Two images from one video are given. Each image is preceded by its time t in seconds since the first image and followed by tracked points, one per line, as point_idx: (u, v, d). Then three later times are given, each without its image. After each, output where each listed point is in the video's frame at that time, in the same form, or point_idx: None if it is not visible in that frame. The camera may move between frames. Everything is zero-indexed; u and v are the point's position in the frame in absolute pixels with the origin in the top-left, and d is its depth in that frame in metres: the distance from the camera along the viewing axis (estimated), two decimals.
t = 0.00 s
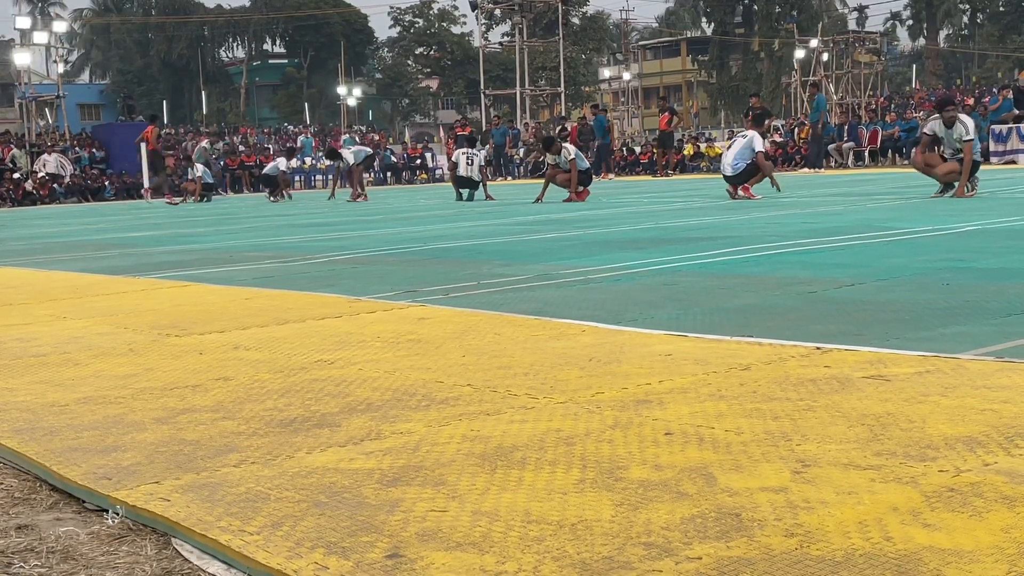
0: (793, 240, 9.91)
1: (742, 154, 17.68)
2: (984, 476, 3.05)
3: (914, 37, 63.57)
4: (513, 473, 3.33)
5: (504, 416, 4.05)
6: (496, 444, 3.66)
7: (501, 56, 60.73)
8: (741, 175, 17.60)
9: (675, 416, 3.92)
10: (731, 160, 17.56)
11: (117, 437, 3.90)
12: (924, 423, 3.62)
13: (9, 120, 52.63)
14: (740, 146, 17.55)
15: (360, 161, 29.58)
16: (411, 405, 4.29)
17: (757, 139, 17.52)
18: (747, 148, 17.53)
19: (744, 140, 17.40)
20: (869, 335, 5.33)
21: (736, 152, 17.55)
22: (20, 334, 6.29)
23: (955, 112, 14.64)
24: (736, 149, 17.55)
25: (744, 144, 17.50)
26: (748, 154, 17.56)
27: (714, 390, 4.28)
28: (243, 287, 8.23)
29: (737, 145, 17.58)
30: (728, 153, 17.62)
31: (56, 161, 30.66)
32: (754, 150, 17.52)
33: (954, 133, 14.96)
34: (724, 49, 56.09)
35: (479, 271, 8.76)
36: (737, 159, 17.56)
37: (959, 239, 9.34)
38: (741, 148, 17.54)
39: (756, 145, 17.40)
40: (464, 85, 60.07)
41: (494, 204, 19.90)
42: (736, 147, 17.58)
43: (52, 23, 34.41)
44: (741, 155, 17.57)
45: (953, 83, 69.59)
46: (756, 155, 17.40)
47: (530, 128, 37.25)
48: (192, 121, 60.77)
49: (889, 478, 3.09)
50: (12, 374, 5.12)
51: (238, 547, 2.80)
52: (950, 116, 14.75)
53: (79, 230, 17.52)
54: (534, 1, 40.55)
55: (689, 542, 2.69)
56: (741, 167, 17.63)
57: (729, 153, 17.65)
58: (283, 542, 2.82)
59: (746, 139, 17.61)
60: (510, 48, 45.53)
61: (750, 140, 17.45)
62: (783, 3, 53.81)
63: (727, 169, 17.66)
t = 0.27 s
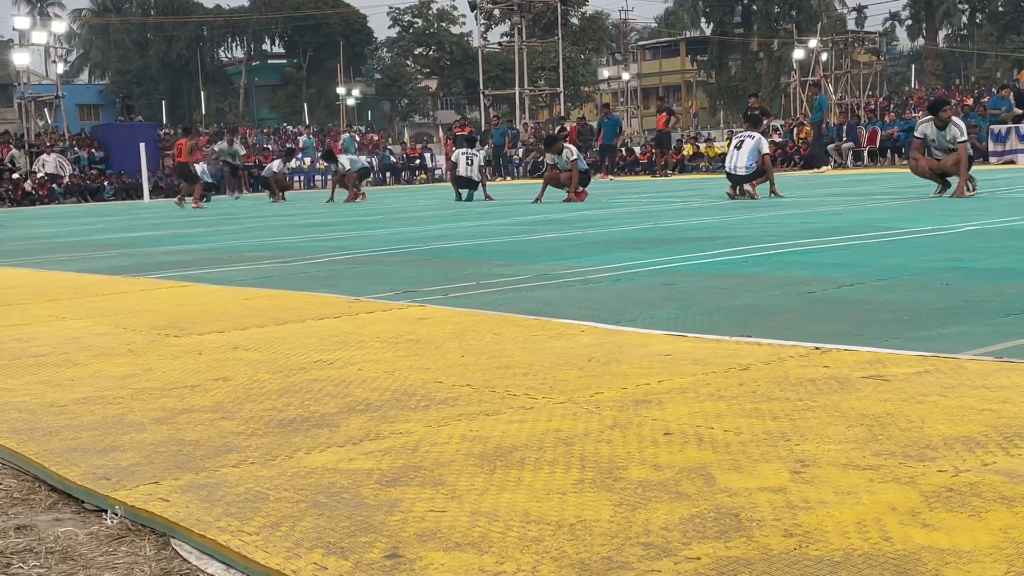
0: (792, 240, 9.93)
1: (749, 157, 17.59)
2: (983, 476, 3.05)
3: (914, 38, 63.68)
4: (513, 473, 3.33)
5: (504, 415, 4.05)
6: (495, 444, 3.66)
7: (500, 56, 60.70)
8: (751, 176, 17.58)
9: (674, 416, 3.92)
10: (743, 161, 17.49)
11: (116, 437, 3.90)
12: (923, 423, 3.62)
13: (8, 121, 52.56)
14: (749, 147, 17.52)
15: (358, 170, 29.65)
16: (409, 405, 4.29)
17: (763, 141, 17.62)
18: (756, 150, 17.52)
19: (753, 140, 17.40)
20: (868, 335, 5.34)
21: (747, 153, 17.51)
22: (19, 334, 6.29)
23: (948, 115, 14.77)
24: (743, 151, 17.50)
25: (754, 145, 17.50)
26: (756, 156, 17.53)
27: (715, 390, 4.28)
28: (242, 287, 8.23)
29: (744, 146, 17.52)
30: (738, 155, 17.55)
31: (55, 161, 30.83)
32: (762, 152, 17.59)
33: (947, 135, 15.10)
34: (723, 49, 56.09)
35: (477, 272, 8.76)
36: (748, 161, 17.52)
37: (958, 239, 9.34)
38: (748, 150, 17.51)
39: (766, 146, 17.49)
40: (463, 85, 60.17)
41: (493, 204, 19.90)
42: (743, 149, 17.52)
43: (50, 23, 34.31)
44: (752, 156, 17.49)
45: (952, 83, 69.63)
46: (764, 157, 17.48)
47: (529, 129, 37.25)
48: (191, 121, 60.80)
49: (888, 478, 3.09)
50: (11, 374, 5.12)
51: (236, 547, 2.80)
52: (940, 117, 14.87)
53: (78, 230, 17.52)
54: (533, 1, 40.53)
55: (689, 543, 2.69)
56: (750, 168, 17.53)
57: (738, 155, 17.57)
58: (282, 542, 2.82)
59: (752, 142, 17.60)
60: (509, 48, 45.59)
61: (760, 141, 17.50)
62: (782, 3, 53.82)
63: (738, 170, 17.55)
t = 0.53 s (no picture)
0: (791, 241, 9.93)
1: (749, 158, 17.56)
2: (982, 477, 3.05)
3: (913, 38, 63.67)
4: (512, 473, 3.34)
5: (503, 416, 4.05)
6: (493, 445, 3.66)
7: (498, 56, 60.74)
8: (751, 175, 17.53)
9: (673, 417, 3.92)
10: (741, 161, 17.49)
11: (115, 437, 3.91)
12: (921, 423, 3.63)
13: (7, 121, 52.56)
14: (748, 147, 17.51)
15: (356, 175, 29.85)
16: (408, 405, 4.29)
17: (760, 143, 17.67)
18: (754, 150, 17.53)
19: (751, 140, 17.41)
20: (868, 335, 5.34)
21: (746, 152, 17.51)
22: (18, 334, 6.30)
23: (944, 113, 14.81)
24: (743, 151, 17.49)
25: (753, 144, 17.53)
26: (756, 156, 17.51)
27: (714, 390, 4.28)
28: (241, 288, 8.23)
29: (743, 146, 17.52)
30: (737, 154, 17.55)
31: (54, 161, 30.97)
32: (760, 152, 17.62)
33: (944, 134, 15.13)
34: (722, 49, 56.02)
35: (477, 273, 8.76)
36: (747, 160, 17.50)
37: (957, 240, 9.36)
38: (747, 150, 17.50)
39: (764, 146, 17.54)
40: (462, 85, 60.14)
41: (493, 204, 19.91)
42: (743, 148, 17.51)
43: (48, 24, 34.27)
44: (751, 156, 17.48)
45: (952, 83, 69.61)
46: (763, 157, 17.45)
47: (528, 129, 37.27)
48: (190, 122, 60.82)
49: (887, 478, 3.09)
50: (10, 375, 5.12)
51: (235, 547, 2.80)
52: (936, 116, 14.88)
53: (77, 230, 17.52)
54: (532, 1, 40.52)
55: (688, 543, 2.69)
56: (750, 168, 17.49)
57: (737, 154, 17.56)
58: (282, 543, 2.82)
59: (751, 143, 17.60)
60: (508, 48, 45.57)
61: (757, 141, 17.55)
62: (781, 4, 53.80)
63: (737, 169, 17.53)
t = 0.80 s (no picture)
0: (790, 241, 9.94)
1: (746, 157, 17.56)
2: (980, 477, 3.06)
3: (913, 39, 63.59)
4: (510, 474, 3.34)
5: (501, 417, 4.05)
6: (492, 446, 3.67)
7: (498, 56, 60.77)
8: (746, 177, 17.58)
9: (672, 418, 3.92)
10: (737, 162, 17.50)
11: (114, 438, 3.91)
12: (920, 425, 3.63)
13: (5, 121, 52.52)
14: (744, 147, 17.51)
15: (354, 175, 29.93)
16: (407, 406, 4.29)
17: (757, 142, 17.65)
18: (750, 151, 17.53)
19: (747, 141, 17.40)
20: (867, 336, 5.34)
21: (742, 154, 17.51)
22: (17, 335, 6.29)
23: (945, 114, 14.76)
24: (739, 152, 17.50)
25: (749, 145, 17.52)
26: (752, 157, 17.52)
27: (712, 391, 4.29)
28: (240, 289, 8.24)
29: (739, 147, 17.52)
30: (733, 155, 17.56)
31: (53, 162, 30.97)
32: (757, 152, 17.61)
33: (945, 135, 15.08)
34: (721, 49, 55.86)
35: (476, 273, 8.76)
36: (742, 161, 17.52)
37: (955, 240, 9.37)
38: (744, 150, 17.50)
39: (760, 146, 17.51)
40: (461, 86, 60.10)
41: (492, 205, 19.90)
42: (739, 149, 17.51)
43: (47, 24, 34.22)
44: (747, 157, 17.49)
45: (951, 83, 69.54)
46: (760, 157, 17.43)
47: (527, 129, 37.27)
48: (189, 122, 60.79)
49: (885, 479, 3.09)
50: (11, 376, 5.12)
51: (233, 549, 2.80)
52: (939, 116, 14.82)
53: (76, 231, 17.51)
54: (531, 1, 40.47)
55: (686, 544, 2.69)
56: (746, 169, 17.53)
57: (733, 156, 17.57)
58: (280, 544, 2.82)
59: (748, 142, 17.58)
60: (507, 49, 45.51)
61: (754, 141, 17.52)
62: (780, 4, 53.69)
63: (732, 171, 17.55)
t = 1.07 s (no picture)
0: (790, 241, 9.94)
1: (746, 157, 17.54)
2: (980, 477, 3.06)
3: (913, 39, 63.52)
4: (510, 474, 3.34)
5: (501, 418, 4.05)
6: (492, 446, 3.67)
7: (498, 56, 60.76)
8: (747, 176, 17.58)
9: (672, 418, 3.92)
10: (738, 162, 17.48)
11: (113, 439, 3.91)
12: (919, 424, 3.63)
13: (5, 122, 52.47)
14: (744, 147, 17.48)
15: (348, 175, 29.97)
16: (407, 406, 4.30)
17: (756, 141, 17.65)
18: (751, 150, 17.51)
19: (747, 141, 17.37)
20: (866, 336, 5.35)
21: (742, 153, 17.49)
22: (15, 336, 6.29)
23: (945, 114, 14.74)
24: (740, 152, 17.47)
25: (749, 144, 17.51)
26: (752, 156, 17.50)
27: (712, 391, 4.29)
28: (239, 289, 8.23)
29: (739, 147, 17.49)
30: (734, 156, 17.53)
31: (52, 162, 30.91)
32: (756, 151, 17.61)
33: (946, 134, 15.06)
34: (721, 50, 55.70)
35: (475, 273, 8.76)
36: (743, 161, 17.51)
37: (955, 240, 9.37)
38: (744, 150, 17.48)
39: (761, 145, 17.52)
40: (460, 86, 60.04)
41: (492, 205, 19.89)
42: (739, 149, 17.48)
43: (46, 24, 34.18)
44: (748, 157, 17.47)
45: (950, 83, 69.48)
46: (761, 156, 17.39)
47: (526, 129, 37.27)
48: (188, 122, 60.74)
49: (884, 480, 3.10)
50: (10, 376, 5.12)
51: (232, 549, 2.80)
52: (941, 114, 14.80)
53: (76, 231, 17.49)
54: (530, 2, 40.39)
55: (684, 544, 2.69)
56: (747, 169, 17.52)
57: (733, 156, 17.54)
58: (280, 544, 2.82)
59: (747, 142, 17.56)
60: (507, 49, 45.44)
61: (754, 140, 17.51)
62: (780, 4, 53.58)
63: (734, 171, 17.52)
